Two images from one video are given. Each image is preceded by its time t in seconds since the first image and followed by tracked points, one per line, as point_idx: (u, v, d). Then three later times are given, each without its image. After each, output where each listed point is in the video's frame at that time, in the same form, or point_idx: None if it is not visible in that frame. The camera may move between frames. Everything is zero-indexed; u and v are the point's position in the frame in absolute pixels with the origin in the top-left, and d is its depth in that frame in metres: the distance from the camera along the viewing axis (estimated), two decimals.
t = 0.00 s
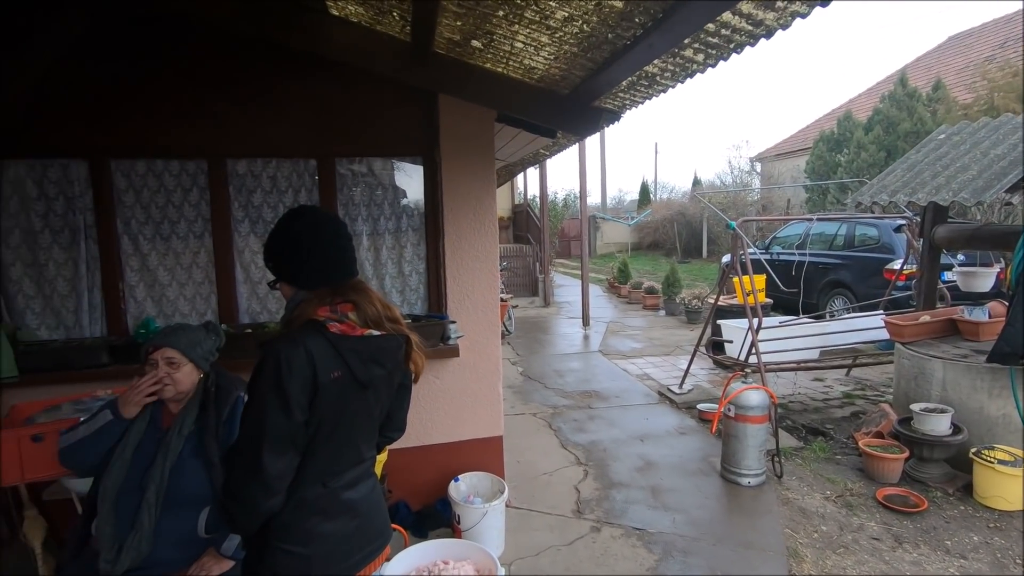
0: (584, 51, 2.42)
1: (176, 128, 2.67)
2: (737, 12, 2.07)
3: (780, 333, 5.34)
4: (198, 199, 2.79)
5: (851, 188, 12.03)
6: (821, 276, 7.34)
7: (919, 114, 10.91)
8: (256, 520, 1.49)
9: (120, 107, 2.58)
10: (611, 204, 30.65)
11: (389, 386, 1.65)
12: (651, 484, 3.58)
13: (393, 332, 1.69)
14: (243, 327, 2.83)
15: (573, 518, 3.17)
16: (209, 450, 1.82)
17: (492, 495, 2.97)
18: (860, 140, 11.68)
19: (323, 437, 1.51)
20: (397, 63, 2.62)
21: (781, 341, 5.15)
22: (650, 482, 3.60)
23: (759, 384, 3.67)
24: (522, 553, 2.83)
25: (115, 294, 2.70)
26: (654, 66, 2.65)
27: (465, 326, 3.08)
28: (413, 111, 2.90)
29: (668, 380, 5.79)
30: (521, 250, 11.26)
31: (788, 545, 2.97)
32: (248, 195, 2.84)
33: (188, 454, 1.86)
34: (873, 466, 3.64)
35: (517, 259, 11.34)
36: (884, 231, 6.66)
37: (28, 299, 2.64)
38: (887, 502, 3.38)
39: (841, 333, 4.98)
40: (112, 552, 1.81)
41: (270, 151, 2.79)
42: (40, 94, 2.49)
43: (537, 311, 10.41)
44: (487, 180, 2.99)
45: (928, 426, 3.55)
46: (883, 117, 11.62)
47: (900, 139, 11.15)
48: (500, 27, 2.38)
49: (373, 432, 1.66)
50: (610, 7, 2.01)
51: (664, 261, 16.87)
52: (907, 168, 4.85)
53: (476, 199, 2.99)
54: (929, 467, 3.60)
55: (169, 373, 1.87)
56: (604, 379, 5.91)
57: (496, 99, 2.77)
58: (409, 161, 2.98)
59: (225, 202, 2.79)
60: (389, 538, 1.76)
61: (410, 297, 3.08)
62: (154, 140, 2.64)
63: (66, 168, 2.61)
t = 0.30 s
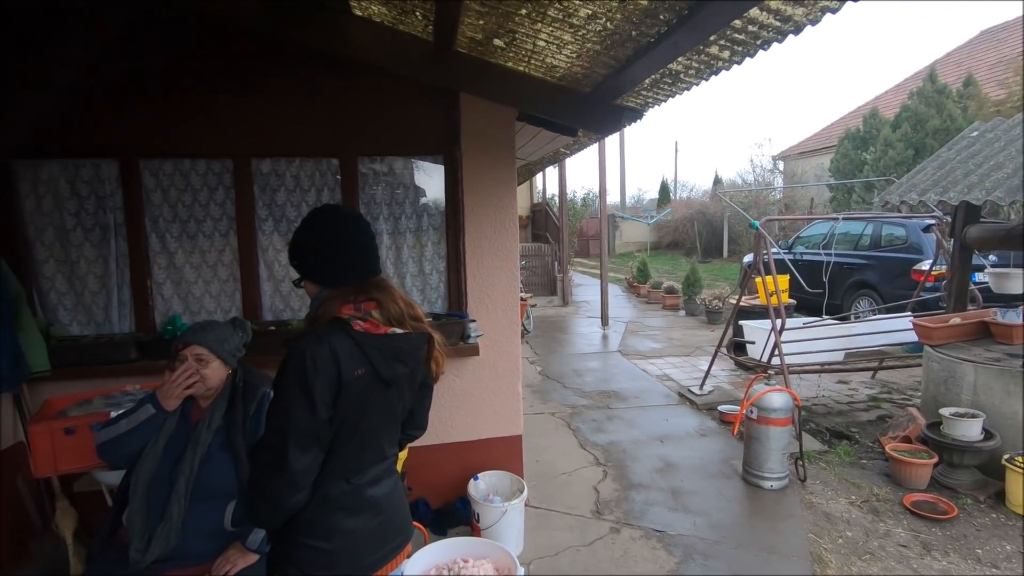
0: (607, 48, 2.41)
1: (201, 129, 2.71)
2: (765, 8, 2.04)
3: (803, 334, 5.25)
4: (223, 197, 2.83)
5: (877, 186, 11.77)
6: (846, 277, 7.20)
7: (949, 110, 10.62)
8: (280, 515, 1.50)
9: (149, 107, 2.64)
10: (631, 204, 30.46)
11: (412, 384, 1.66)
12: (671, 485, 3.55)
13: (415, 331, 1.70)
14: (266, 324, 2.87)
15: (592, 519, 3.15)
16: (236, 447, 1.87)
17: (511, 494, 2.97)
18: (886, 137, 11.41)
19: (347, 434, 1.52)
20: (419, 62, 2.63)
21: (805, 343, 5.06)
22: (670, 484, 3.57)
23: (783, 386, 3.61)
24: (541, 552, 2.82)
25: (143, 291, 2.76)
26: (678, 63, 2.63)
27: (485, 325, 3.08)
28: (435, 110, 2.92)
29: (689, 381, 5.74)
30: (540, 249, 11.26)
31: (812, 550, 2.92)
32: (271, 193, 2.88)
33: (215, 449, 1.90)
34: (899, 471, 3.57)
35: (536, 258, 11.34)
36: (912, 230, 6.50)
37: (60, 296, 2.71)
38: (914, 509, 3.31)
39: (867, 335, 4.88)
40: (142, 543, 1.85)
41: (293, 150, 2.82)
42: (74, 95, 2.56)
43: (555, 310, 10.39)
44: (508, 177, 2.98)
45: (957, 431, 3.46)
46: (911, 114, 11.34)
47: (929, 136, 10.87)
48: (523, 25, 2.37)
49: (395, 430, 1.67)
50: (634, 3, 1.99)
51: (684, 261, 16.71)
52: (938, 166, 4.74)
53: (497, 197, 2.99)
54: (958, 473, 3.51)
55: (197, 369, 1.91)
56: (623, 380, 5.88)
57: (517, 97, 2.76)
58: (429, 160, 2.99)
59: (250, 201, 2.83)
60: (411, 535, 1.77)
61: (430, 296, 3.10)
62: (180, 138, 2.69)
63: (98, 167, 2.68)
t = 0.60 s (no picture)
0: (636, 46, 2.38)
1: (234, 128, 2.77)
2: (800, 4, 2.00)
3: (834, 337, 5.13)
4: (254, 196, 2.88)
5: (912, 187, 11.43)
6: (879, 279, 7.01)
7: (989, 107, 10.26)
8: (310, 509, 1.52)
9: (185, 107, 2.71)
10: (655, 203, 30.15)
11: (438, 381, 1.67)
12: (696, 489, 3.51)
13: (442, 329, 1.70)
14: (295, 320, 2.92)
15: (615, 521, 3.13)
16: (265, 441, 1.89)
17: (533, 494, 2.97)
18: (923, 136, 11.08)
19: (375, 430, 1.53)
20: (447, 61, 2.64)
21: (836, 346, 4.95)
22: (694, 488, 3.52)
23: (812, 391, 3.53)
24: (563, 553, 2.81)
25: (177, 287, 2.83)
26: (708, 61, 2.59)
27: (510, 324, 3.08)
28: (462, 109, 2.93)
29: (714, 384, 5.65)
30: (563, 249, 11.23)
31: (842, 558, 2.85)
32: (301, 192, 2.92)
33: (245, 443, 1.94)
34: (935, 480, 3.46)
35: (560, 258, 11.30)
36: (950, 232, 6.30)
37: (99, 291, 2.80)
38: (950, 519, 3.20)
39: (901, 339, 4.75)
40: (175, 533, 1.90)
41: (323, 150, 2.86)
42: (114, 96, 2.64)
43: (578, 310, 10.35)
44: (534, 176, 2.97)
45: (997, 440, 3.34)
46: (949, 112, 10.99)
47: (967, 134, 10.53)
48: (551, 23, 2.36)
49: (422, 427, 1.68)
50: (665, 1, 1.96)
51: (710, 262, 16.47)
52: (978, 165, 4.59)
53: (522, 196, 2.99)
54: (998, 484, 3.39)
55: (228, 366, 1.96)
56: (647, 381, 5.82)
57: (545, 95, 2.76)
58: (454, 160, 3.00)
59: (280, 199, 2.88)
60: (436, 532, 1.78)
61: (455, 295, 3.11)
62: (214, 138, 2.76)
63: (135, 166, 2.75)
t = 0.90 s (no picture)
0: (666, 43, 2.34)
1: (265, 128, 2.82)
2: None
3: (867, 340, 4.99)
4: (285, 194, 2.93)
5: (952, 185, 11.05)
6: (916, 281, 6.80)
7: None
8: (337, 503, 1.54)
9: (219, 107, 2.77)
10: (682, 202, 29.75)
11: (463, 378, 1.68)
12: (723, 492, 3.45)
13: (467, 327, 1.70)
14: (323, 317, 2.97)
15: (639, 523, 3.10)
16: (294, 435, 1.93)
17: (557, 494, 2.96)
18: (963, 132, 10.70)
19: (401, 425, 1.55)
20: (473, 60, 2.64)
21: (869, 350, 4.81)
22: (721, 491, 3.47)
23: (845, 395, 3.45)
24: (587, 553, 2.80)
25: (210, 283, 2.90)
26: (741, 57, 2.55)
27: (535, 323, 3.07)
28: (489, 108, 2.94)
29: (742, 386, 5.56)
30: (588, 248, 11.16)
31: (875, 568, 2.77)
32: (330, 190, 2.96)
33: (274, 436, 1.98)
34: (974, 490, 3.34)
35: (585, 257, 11.23)
36: (993, 232, 6.07)
37: (136, 286, 2.88)
38: (990, 531, 3.09)
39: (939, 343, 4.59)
40: (207, 523, 1.93)
41: (352, 148, 2.89)
42: (151, 97, 2.72)
43: (603, 309, 10.28)
44: (560, 174, 2.96)
45: None
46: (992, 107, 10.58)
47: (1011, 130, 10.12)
48: (580, 21, 2.34)
49: (448, 424, 1.69)
50: None
51: (738, 262, 16.18)
52: None
53: (549, 194, 2.97)
54: None
55: (265, 359, 2.00)
56: (673, 382, 5.75)
57: (572, 93, 2.74)
58: (481, 159, 3.00)
59: (309, 198, 2.93)
60: (461, 529, 1.78)
61: (480, 293, 3.12)
62: (246, 137, 2.81)
63: (171, 165, 2.83)
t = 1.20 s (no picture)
0: (696, 36, 2.30)
1: (294, 124, 2.86)
2: None
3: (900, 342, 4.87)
4: (312, 190, 2.97)
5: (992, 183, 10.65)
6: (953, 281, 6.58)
7: None
8: (360, 496, 1.54)
9: (249, 104, 2.82)
10: (708, 199, 29.32)
11: (485, 373, 1.68)
12: (748, 494, 3.39)
13: (490, 321, 1.70)
14: (348, 311, 3.00)
15: (663, 523, 3.07)
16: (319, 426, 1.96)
17: (580, 492, 2.95)
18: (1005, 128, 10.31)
19: (423, 420, 1.55)
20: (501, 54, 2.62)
21: (903, 351, 4.68)
22: (747, 493, 3.41)
23: (876, 397, 3.35)
24: (610, 552, 2.78)
25: (239, 277, 2.96)
26: (773, 50, 2.49)
27: (558, 320, 3.06)
28: (516, 104, 2.93)
29: (768, 386, 5.46)
30: (612, 245, 11.08)
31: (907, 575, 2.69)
32: (356, 186, 2.99)
33: (300, 428, 2.02)
34: (1012, 498, 3.23)
35: (609, 254, 11.13)
36: None
37: (168, 279, 2.95)
38: None
39: (977, 345, 4.44)
40: (235, 511, 1.97)
41: (378, 145, 2.91)
42: (184, 94, 2.78)
43: (627, 307, 10.19)
44: (585, 170, 2.93)
45: None
46: None
47: None
48: (608, 14, 2.31)
49: (470, 419, 1.69)
50: None
51: (765, 260, 15.89)
52: None
53: (574, 190, 2.95)
54: None
55: (290, 348, 2.05)
56: (697, 381, 5.68)
57: (598, 89, 2.71)
58: (505, 155, 3.00)
59: (336, 194, 2.96)
60: (483, 525, 1.78)
61: (504, 289, 3.12)
62: (275, 133, 2.85)
63: (202, 161, 2.89)
